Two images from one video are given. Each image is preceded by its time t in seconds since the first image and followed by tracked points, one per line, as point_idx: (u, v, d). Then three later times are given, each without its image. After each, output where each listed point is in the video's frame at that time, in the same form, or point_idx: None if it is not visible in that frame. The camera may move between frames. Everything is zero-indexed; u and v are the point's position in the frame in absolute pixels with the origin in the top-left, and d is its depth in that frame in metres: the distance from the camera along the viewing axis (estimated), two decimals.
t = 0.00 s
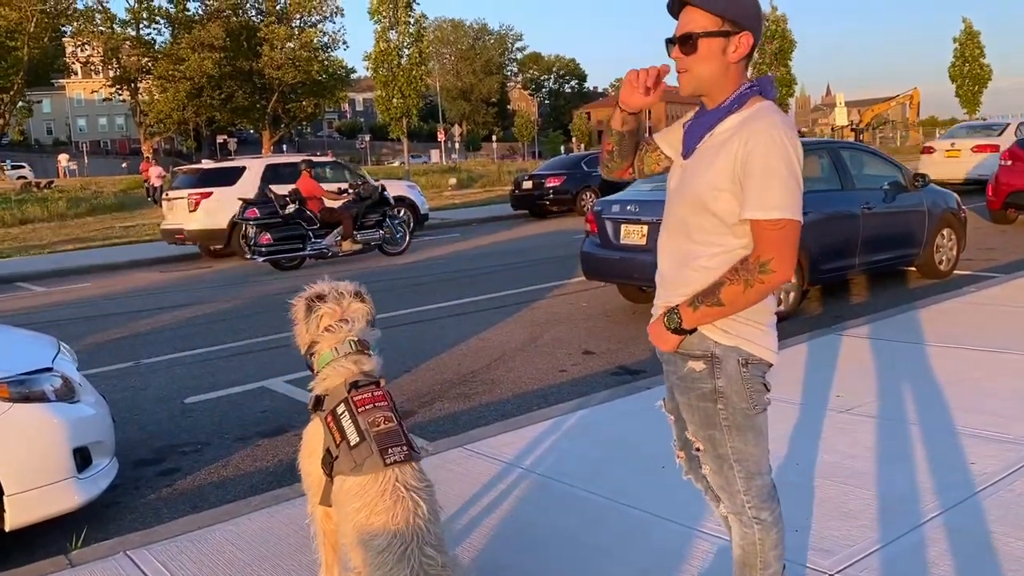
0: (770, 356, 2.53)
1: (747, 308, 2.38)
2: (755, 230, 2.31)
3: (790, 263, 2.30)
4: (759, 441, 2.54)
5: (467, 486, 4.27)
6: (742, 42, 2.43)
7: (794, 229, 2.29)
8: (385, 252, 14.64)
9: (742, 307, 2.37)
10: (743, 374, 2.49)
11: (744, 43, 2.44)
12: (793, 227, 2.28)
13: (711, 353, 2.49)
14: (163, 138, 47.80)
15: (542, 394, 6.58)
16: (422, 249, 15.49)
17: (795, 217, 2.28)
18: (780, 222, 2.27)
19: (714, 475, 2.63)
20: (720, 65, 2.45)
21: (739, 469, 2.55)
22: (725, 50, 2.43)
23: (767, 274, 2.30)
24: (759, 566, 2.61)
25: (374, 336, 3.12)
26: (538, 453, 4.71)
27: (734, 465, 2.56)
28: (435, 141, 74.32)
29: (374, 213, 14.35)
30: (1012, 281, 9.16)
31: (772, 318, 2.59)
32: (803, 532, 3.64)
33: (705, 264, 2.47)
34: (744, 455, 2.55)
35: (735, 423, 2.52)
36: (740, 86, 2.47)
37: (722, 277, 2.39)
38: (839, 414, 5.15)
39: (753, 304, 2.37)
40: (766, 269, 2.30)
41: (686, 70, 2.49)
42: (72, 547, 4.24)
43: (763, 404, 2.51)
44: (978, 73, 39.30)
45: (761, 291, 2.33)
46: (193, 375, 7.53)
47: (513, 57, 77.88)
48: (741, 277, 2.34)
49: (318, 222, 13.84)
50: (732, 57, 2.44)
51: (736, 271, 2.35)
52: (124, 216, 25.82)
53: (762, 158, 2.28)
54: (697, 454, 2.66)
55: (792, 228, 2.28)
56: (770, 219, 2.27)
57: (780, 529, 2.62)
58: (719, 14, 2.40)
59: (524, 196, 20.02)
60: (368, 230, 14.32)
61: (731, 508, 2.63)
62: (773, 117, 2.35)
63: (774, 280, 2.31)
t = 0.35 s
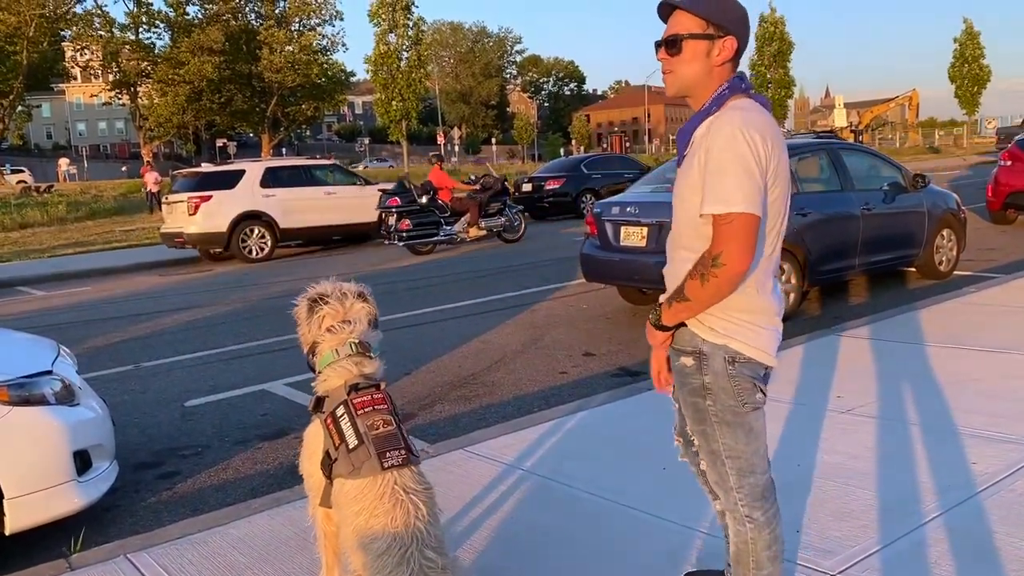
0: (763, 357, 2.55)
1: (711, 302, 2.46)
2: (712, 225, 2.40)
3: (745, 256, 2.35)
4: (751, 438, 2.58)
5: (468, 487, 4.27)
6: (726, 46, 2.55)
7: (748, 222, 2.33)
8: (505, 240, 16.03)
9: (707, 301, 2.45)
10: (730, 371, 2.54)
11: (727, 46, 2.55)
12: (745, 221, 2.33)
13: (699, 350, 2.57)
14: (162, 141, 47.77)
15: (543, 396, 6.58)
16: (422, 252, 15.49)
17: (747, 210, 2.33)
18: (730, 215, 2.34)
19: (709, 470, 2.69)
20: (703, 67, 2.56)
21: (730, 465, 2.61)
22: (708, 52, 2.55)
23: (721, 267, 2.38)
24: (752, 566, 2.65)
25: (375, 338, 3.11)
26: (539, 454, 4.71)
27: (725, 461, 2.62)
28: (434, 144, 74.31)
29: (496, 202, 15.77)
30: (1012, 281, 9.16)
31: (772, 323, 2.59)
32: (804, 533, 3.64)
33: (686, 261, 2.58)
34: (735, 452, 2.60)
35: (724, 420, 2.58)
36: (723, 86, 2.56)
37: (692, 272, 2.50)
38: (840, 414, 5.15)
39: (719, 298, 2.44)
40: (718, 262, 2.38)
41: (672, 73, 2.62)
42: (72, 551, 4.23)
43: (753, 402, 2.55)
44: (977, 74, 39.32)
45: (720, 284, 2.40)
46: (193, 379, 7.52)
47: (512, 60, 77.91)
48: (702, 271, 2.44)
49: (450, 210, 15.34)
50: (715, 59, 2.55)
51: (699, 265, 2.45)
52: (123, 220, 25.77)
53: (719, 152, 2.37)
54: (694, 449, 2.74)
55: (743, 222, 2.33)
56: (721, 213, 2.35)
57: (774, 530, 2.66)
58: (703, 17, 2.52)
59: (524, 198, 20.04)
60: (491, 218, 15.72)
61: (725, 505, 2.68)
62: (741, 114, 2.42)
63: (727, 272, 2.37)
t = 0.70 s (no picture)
0: (754, 348, 2.70)
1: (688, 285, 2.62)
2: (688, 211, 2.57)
3: (715, 239, 2.52)
4: (747, 427, 2.73)
5: (469, 488, 4.27)
6: (723, 50, 2.71)
7: (719, 207, 2.50)
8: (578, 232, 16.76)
9: (685, 284, 2.62)
10: (727, 361, 2.70)
11: (724, 50, 2.71)
12: (716, 205, 2.50)
13: (698, 340, 2.74)
14: (161, 143, 47.71)
15: (543, 397, 6.59)
16: (422, 253, 15.49)
17: (717, 196, 2.49)
18: (702, 200, 2.51)
19: (708, 459, 2.82)
20: (702, 71, 2.73)
21: (728, 453, 2.74)
22: (705, 57, 2.72)
23: (693, 250, 2.55)
24: (752, 553, 2.77)
25: (376, 339, 3.11)
26: (540, 454, 4.72)
27: (723, 449, 2.75)
28: (434, 146, 74.23)
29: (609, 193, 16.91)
30: (1013, 281, 9.17)
31: (762, 313, 2.72)
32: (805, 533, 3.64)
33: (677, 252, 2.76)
34: (732, 440, 2.74)
35: (721, 408, 2.73)
36: (717, 86, 2.72)
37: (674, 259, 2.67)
38: (839, 414, 5.16)
39: (696, 283, 2.60)
40: (690, 245, 2.56)
41: (673, 77, 2.80)
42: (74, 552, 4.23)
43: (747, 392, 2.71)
44: (976, 74, 39.29)
45: (694, 267, 2.57)
46: (193, 380, 7.53)
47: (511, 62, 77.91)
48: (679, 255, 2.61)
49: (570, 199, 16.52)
50: (713, 63, 2.72)
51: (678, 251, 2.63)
52: (122, 222, 25.77)
53: (697, 143, 2.56)
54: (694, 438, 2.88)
55: (713, 206, 2.50)
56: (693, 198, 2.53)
57: (771, 519, 2.77)
58: (699, 24, 2.70)
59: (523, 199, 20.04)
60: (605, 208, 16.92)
61: (724, 493, 2.81)
62: (723, 108, 2.59)
63: (698, 254, 2.55)
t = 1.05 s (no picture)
0: (757, 346, 2.71)
1: (699, 284, 2.64)
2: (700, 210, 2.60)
3: (727, 238, 2.54)
4: (740, 421, 2.75)
5: (468, 489, 4.28)
6: (735, 57, 2.78)
7: (731, 205, 2.53)
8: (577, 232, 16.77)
9: (696, 283, 2.64)
10: (729, 355, 2.71)
11: (736, 57, 2.78)
12: (728, 204, 2.53)
13: (702, 335, 2.75)
14: (159, 143, 47.68)
15: (542, 397, 6.60)
16: (421, 253, 15.50)
17: (730, 195, 2.52)
18: (714, 198, 2.54)
19: (699, 451, 2.84)
20: (714, 77, 2.79)
21: (720, 446, 2.76)
22: (718, 64, 2.78)
23: (705, 249, 2.57)
24: (744, 544, 2.78)
25: (374, 342, 3.12)
26: (539, 455, 4.73)
27: (715, 441, 2.77)
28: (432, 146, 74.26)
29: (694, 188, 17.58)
30: (1011, 281, 9.19)
31: (765, 311, 2.74)
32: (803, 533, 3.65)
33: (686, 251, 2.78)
34: (725, 433, 2.76)
35: (717, 401, 2.74)
36: (728, 91, 2.78)
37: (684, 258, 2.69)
38: (837, 414, 5.17)
39: (705, 281, 2.62)
40: (701, 243, 2.58)
41: (687, 83, 2.86)
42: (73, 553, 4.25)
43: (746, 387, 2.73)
44: (974, 74, 39.33)
45: (703, 265, 2.59)
46: (191, 380, 7.54)
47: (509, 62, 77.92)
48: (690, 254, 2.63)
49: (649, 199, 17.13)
50: (726, 69, 2.79)
51: (689, 250, 2.65)
52: (120, 222, 25.78)
53: (709, 143, 2.58)
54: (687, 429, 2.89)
55: (725, 204, 2.53)
56: (706, 197, 2.56)
57: (760, 509, 2.79)
58: (713, 32, 2.77)
59: (522, 200, 20.07)
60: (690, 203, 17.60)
61: (713, 485, 2.82)
62: (733, 109, 2.62)
63: (710, 252, 2.57)
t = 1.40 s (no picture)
0: (749, 347, 2.73)
1: (705, 277, 2.64)
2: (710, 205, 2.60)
3: (736, 234, 2.55)
4: (697, 414, 2.76)
5: (464, 489, 4.28)
6: (744, 60, 2.80)
7: (743, 201, 2.54)
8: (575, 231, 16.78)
9: (702, 276, 2.64)
10: (711, 352, 2.73)
11: (745, 61, 2.80)
12: (740, 201, 2.54)
13: (692, 328, 2.75)
14: (156, 142, 47.59)
15: (539, 397, 6.60)
16: (419, 253, 15.50)
17: (742, 190, 2.53)
18: (727, 193, 2.54)
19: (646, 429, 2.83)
20: (724, 79, 2.80)
21: (667, 430, 2.77)
22: (728, 66, 2.79)
23: (714, 243, 2.58)
24: (684, 520, 2.80)
25: (372, 342, 3.12)
26: (535, 455, 4.73)
27: (664, 424, 2.77)
28: (430, 146, 74.24)
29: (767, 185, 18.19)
30: (1008, 282, 9.20)
31: (762, 312, 2.76)
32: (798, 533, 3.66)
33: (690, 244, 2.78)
34: (677, 419, 2.77)
35: (682, 391, 2.76)
36: (735, 92, 2.79)
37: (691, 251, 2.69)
38: (833, 415, 5.17)
39: (710, 274, 2.63)
40: (712, 236, 2.58)
41: (696, 83, 2.86)
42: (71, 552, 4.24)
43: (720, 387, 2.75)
44: (972, 75, 39.37)
45: (711, 258, 2.59)
46: (189, 380, 7.53)
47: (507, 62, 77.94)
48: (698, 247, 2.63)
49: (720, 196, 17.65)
50: (735, 72, 2.80)
51: (696, 243, 2.65)
52: (117, 222, 25.73)
53: (721, 138, 2.58)
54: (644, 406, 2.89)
55: (738, 200, 2.54)
56: (718, 192, 2.56)
57: (699, 488, 2.79)
58: (724, 35, 2.77)
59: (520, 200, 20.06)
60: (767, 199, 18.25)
61: (653, 463, 2.82)
62: (743, 108, 2.63)
63: (719, 247, 2.57)
